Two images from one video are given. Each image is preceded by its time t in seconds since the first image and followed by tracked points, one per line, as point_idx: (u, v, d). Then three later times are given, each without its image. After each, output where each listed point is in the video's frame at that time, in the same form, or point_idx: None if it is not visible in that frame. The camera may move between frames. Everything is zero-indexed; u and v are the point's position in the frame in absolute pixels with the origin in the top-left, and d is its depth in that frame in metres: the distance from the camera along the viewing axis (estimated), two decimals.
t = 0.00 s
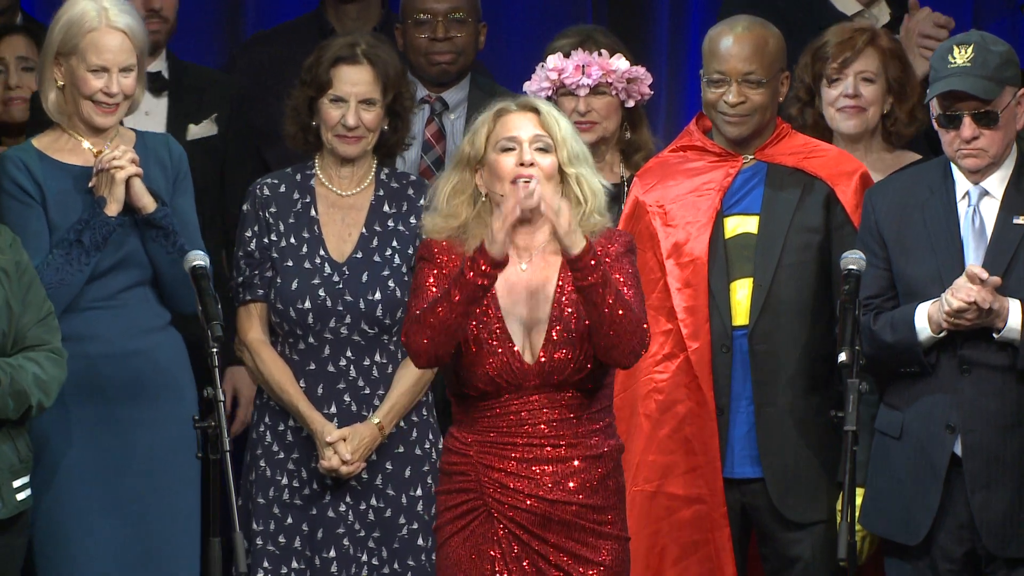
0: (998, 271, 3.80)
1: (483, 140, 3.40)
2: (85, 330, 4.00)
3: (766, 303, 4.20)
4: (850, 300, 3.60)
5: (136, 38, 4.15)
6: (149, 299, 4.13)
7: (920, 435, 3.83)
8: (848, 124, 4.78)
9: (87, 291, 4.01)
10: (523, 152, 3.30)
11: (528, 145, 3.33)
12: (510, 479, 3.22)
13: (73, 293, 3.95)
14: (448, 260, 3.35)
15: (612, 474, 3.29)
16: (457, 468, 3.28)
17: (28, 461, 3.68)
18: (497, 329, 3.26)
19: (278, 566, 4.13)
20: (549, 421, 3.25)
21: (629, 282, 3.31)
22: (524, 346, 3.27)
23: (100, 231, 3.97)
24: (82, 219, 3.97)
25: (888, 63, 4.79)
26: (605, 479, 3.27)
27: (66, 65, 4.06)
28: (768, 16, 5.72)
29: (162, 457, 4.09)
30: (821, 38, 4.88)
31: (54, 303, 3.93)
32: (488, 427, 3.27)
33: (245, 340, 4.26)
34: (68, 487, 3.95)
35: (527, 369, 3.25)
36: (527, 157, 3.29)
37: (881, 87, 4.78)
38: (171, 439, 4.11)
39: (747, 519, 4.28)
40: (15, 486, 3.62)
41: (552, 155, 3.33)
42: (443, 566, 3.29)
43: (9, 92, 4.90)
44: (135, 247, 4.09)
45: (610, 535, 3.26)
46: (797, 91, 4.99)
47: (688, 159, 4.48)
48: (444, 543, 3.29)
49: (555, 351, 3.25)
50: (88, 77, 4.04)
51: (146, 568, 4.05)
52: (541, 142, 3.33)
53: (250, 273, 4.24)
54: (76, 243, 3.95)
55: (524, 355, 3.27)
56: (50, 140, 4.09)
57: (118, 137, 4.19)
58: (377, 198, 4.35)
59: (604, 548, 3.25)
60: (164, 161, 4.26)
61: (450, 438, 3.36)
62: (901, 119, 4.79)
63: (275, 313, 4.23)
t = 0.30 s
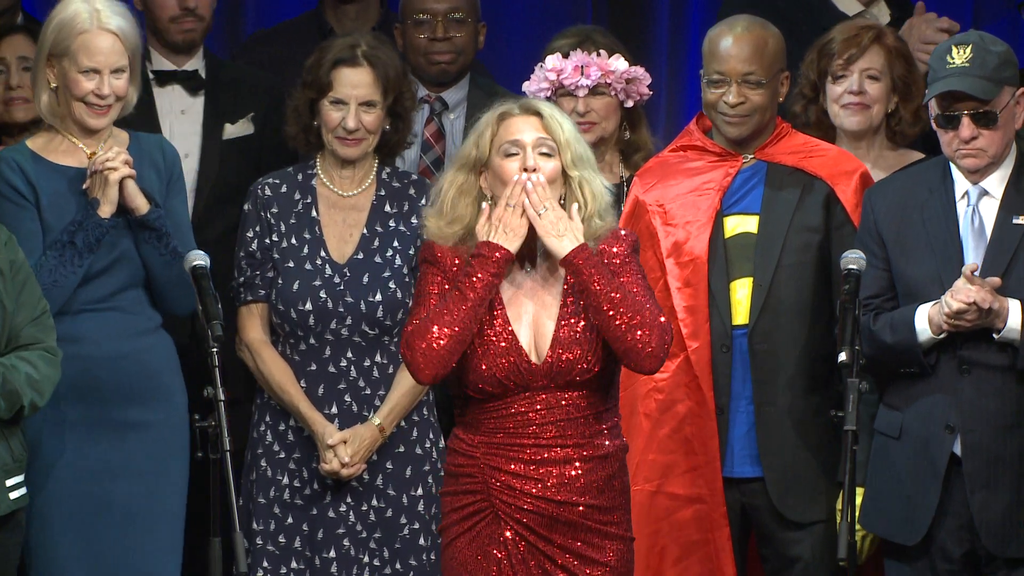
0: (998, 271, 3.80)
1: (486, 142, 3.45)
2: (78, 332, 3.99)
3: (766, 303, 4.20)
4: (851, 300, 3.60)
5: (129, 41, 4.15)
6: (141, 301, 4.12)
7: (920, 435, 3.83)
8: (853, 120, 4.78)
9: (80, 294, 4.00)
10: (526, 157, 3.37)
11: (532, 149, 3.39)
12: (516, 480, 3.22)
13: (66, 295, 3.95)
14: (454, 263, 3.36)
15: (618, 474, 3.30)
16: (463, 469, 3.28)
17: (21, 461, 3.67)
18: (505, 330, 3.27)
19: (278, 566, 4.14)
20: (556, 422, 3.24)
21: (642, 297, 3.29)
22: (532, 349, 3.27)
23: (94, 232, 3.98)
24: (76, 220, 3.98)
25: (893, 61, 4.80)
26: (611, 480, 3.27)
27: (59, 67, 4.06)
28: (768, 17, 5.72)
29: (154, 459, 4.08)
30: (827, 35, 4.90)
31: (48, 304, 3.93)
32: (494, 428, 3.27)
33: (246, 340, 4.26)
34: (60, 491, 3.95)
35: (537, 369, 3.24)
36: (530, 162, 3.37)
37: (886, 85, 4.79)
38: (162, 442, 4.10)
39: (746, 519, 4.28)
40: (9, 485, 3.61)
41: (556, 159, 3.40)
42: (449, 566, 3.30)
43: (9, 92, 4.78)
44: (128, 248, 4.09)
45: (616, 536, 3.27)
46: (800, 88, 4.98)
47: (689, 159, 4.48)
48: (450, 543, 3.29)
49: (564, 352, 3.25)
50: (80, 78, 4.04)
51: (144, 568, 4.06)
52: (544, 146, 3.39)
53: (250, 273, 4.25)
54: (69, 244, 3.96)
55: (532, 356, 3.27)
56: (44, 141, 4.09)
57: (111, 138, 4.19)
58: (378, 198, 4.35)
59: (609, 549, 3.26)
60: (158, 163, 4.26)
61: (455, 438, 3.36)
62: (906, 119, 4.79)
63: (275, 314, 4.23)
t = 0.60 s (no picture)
0: (996, 270, 3.80)
1: (502, 135, 3.41)
2: (73, 331, 3.99)
3: (765, 304, 4.20)
4: (851, 300, 3.60)
5: (126, 38, 4.15)
6: (136, 301, 4.11)
7: (920, 435, 3.83)
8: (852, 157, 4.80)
9: (73, 293, 4.01)
10: (548, 150, 3.35)
11: (551, 143, 3.37)
12: (517, 476, 3.22)
13: (56, 293, 3.95)
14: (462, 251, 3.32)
15: (619, 471, 3.30)
16: (468, 464, 3.28)
17: (9, 461, 3.64)
18: (509, 315, 3.24)
19: (278, 566, 4.14)
20: (557, 418, 3.23)
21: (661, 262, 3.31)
22: (538, 339, 3.25)
23: (82, 230, 3.97)
24: (65, 218, 3.98)
25: (901, 100, 4.77)
26: (612, 478, 3.27)
27: (54, 65, 4.08)
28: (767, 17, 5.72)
29: (149, 458, 4.08)
30: (840, 58, 4.82)
31: (40, 301, 3.93)
32: (495, 424, 3.26)
33: (245, 340, 4.26)
34: (49, 487, 3.96)
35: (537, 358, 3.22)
36: (552, 155, 3.34)
37: (889, 123, 4.78)
38: (156, 442, 4.09)
39: (746, 519, 4.28)
40: None
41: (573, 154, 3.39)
42: (451, 563, 3.30)
43: (13, 92, 4.77)
44: (120, 247, 4.07)
45: (616, 534, 3.27)
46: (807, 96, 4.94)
47: (689, 159, 4.48)
48: (452, 539, 3.30)
49: (569, 342, 3.23)
50: (71, 75, 4.05)
51: (142, 568, 4.05)
52: (563, 141, 3.37)
53: (249, 272, 4.26)
54: (59, 242, 3.96)
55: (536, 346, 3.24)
56: (42, 140, 4.11)
57: (110, 138, 4.19)
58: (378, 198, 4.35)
59: (609, 546, 3.26)
60: (157, 164, 4.24)
61: (458, 434, 3.35)
62: (909, 143, 4.79)
63: (275, 313, 4.23)
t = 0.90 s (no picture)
0: (996, 270, 3.81)
1: (498, 140, 3.43)
2: (74, 329, 4.00)
3: (765, 303, 4.21)
4: (851, 300, 3.59)
5: (130, 39, 4.15)
6: (139, 299, 4.12)
7: (920, 435, 3.83)
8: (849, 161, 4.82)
9: (74, 290, 4.01)
10: (532, 159, 3.35)
11: (539, 150, 3.36)
12: (517, 479, 3.22)
13: (58, 291, 3.95)
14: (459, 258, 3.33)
15: (622, 475, 3.30)
16: (468, 466, 3.29)
17: None
18: (509, 327, 3.24)
19: (278, 566, 4.14)
20: (558, 421, 3.24)
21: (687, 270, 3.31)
22: (541, 343, 3.26)
23: (84, 228, 3.97)
24: (66, 217, 3.98)
25: (900, 112, 4.79)
26: (614, 482, 3.27)
27: (59, 66, 4.08)
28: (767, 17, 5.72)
29: (151, 457, 4.08)
30: (843, 66, 4.81)
31: (39, 300, 3.93)
32: (497, 427, 3.26)
33: (245, 339, 4.26)
34: (48, 485, 3.94)
35: (539, 364, 3.22)
36: (535, 165, 3.34)
37: (888, 130, 4.81)
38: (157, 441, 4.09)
39: (746, 519, 4.28)
40: None
41: (564, 160, 3.38)
42: (452, 563, 3.30)
43: (15, 92, 4.77)
44: (122, 247, 4.08)
45: (617, 535, 3.27)
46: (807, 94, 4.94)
47: (689, 158, 4.48)
48: (452, 539, 3.30)
49: (574, 348, 3.23)
50: (76, 76, 4.06)
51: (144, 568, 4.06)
52: (551, 148, 3.36)
53: (249, 272, 4.26)
54: (60, 240, 3.96)
55: (539, 353, 3.25)
56: (46, 139, 4.11)
57: (113, 137, 4.19)
58: (378, 197, 4.35)
59: (610, 547, 3.26)
60: (161, 162, 4.25)
61: (460, 435, 3.36)
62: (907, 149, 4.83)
63: (275, 313, 4.23)
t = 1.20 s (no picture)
0: (997, 269, 3.80)
1: (503, 148, 3.39)
2: (81, 323, 4.00)
3: (765, 303, 4.21)
4: (850, 300, 3.59)
5: (139, 33, 4.14)
6: (146, 294, 4.12)
7: (920, 435, 3.83)
8: (848, 149, 4.80)
9: (80, 284, 4.01)
10: (551, 168, 3.33)
11: (556, 159, 3.35)
12: (520, 484, 3.23)
13: (63, 285, 3.95)
14: (455, 273, 3.36)
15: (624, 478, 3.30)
16: (469, 469, 3.29)
17: None
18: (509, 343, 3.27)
19: (278, 567, 4.13)
20: (561, 428, 3.25)
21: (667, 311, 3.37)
22: (541, 356, 3.27)
23: (91, 224, 3.98)
24: (74, 212, 3.98)
25: (900, 98, 4.79)
26: (616, 485, 3.28)
27: (68, 59, 4.07)
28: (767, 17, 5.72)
29: (154, 454, 4.07)
30: (842, 52, 4.83)
31: (44, 294, 3.94)
32: (500, 432, 3.28)
33: (245, 340, 4.26)
34: (48, 484, 3.94)
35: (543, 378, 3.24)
36: (556, 174, 3.33)
37: (887, 119, 4.79)
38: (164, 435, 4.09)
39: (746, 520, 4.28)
40: None
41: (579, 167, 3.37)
42: (454, 564, 3.31)
43: (15, 92, 4.77)
44: (129, 242, 4.08)
45: (620, 537, 3.27)
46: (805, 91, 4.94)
47: (689, 159, 4.48)
48: (455, 539, 3.30)
49: (580, 363, 3.25)
50: (86, 70, 4.05)
51: (145, 569, 4.05)
52: (568, 155, 3.35)
53: (249, 273, 4.25)
54: (67, 235, 3.96)
55: (539, 366, 3.26)
56: (53, 133, 4.10)
57: (120, 131, 4.18)
58: (377, 198, 4.35)
59: (612, 548, 3.25)
60: (167, 156, 4.24)
61: (462, 437, 3.36)
62: (905, 144, 4.81)
63: (275, 314, 4.23)
